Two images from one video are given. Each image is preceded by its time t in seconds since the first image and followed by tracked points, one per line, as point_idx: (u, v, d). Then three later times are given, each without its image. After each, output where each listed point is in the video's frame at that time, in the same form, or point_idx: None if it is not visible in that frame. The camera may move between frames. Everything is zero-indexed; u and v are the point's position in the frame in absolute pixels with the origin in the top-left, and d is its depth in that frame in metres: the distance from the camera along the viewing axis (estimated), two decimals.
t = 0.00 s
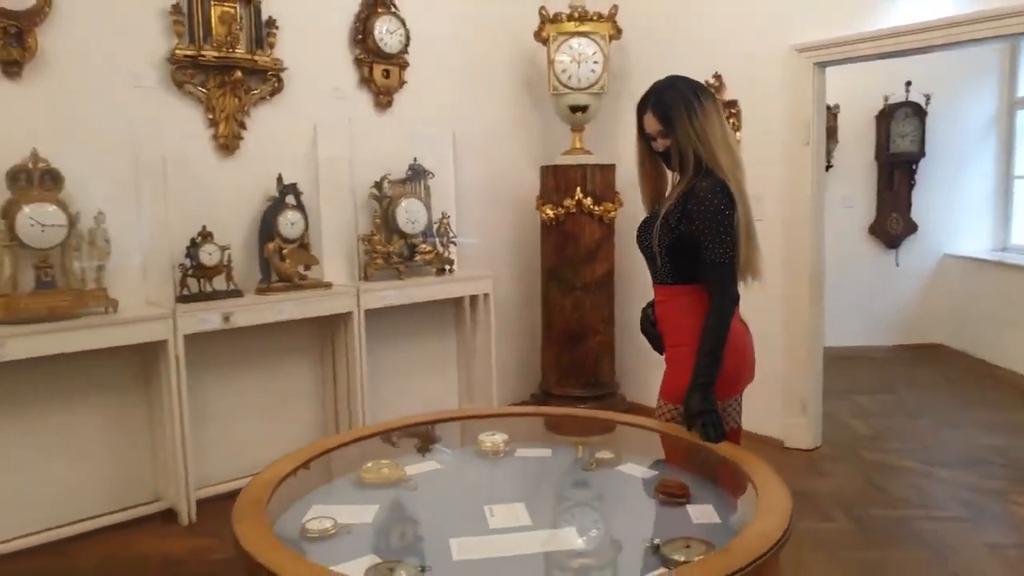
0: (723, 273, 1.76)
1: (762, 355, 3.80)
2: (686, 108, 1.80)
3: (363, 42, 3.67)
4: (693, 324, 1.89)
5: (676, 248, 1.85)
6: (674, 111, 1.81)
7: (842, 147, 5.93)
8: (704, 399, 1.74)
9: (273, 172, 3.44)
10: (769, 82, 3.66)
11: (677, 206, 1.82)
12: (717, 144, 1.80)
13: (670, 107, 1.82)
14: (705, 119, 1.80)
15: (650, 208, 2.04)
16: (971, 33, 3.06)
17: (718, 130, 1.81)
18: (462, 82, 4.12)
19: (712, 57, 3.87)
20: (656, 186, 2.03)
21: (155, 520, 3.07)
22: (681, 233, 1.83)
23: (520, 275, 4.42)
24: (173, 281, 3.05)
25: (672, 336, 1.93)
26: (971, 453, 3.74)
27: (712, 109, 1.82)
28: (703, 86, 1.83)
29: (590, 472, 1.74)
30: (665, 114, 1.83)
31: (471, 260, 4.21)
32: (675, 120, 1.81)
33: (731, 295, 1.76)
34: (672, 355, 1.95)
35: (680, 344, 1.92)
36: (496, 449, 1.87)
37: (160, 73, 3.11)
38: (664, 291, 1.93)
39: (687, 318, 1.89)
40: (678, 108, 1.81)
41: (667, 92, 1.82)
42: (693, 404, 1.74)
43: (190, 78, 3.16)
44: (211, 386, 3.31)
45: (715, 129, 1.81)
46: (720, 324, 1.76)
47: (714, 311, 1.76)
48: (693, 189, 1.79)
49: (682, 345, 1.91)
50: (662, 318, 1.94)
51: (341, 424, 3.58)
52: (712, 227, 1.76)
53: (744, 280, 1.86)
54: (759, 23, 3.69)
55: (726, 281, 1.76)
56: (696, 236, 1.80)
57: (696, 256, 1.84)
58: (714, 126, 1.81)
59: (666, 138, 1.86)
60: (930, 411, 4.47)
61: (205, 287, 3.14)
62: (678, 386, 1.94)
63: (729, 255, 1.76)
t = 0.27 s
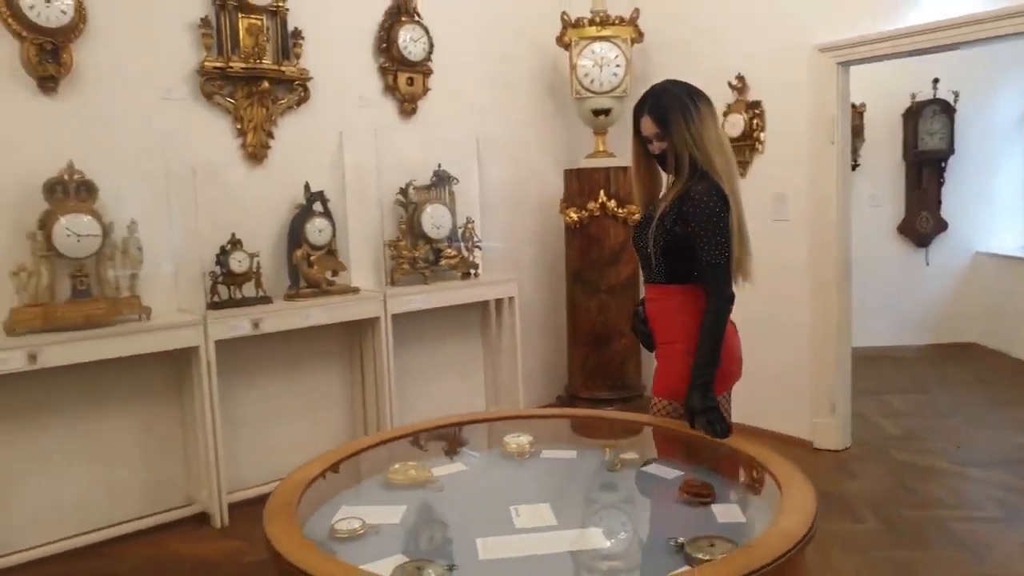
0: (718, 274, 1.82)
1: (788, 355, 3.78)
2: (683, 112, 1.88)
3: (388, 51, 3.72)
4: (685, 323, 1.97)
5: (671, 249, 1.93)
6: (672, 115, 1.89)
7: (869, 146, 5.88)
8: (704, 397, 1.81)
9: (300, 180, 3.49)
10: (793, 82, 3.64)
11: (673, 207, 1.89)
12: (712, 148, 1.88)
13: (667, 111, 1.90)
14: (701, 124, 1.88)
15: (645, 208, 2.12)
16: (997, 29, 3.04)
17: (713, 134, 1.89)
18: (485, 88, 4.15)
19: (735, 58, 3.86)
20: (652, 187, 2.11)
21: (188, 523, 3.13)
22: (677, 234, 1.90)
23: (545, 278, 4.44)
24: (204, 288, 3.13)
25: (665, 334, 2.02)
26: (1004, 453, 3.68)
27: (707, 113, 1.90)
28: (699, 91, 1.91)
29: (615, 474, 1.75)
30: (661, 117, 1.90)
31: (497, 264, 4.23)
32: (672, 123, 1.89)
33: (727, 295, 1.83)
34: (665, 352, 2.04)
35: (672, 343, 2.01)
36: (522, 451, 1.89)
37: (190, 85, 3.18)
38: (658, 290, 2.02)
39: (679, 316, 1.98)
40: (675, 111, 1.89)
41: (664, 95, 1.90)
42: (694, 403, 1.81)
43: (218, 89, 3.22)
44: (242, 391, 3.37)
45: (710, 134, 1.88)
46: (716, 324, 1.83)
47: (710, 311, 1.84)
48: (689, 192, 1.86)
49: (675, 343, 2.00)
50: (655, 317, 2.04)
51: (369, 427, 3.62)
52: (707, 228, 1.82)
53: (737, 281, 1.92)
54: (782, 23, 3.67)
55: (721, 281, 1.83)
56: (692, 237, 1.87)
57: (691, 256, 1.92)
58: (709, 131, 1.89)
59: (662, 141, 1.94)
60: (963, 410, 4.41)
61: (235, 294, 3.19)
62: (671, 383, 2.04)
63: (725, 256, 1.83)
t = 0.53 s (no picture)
0: (727, 284, 1.84)
1: (812, 367, 3.75)
2: (697, 120, 1.88)
3: (414, 57, 3.74)
4: (692, 331, 1.98)
5: (680, 257, 1.94)
6: (685, 123, 1.89)
7: (896, 157, 5.83)
8: (715, 407, 1.83)
9: (325, 185, 3.52)
10: (819, 92, 3.62)
11: (683, 216, 1.90)
12: (724, 158, 1.88)
13: (682, 119, 1.89)
14: (714, 133, 1.88)
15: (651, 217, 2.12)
16: None
17: (724, 143, 1.89)
18: (510, 95, 4.16)
19: (762, 67, 3.84)
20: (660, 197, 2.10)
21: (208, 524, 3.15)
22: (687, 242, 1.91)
23: (567, 286, 4.44)
24: (229, 290, 3.17)
25: (671, 342, 2.03)
26: None
27: (720, 122, 1.90)
28: (714, 101, 1.91)
29: (634, 484, 1.74)
30: (675, 126, 1.90)
31: (519, 271, 4.24)
32: (686, 131, 1.89)
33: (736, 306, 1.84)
34: (670, 360, 2.05)
35: (678, 351, 2.03)
36: (541, 459, 1.88)
37: (218, 89, 3.21)
38: (664, 297, 2.02)
39: (685, 324, 1.99)
40: (690, 119, 1.88)
41: (679, 102, 1.90)
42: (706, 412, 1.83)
43: (245, 93, 3.25)
44: (265, 394, 3.39)
45: (723, 143, 1.89)
46: (726, 335, 1.85)
47: (720, 321, 1.85)
48: (699, 200, 1.87)
49: (681, 351, 2.01)
50: (661, 324, 2.04)
51: (389, 431, 3.63)
52: (717, 238, 1.83)
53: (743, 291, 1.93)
54: (808, 32, 3.65)
55: (730, 291, 1.84)
56: (701, 246, 1.87)
57: (700, 265, 1.93)
58: (721, 140, 1.89)
59: (674, 149, 1.94)
60: (990, 426, 4.34)
61: (259, 296, 3.21)
62: (676, 390, 2.05)
63: (733, 267, 1.84)
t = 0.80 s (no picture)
0: (736, 290, 1.81)
1: (829, 376, 3.71)
2: (708, 124, 1.88)
3: (429, 64, 3.75)
4: (702, 339, 1.94)
5: (688, 264, 1.91)
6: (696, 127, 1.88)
7: (914, 165, 5.78)
8: (721, 414, 1.80)
9: (341, 191, 3.53)
10: (837, 99, 3.60)
11: (692, 220, 1.87)
12: (732, 163, 1.88)
13: (692, 122, 1.89)
14: (724, 140, 1.88)
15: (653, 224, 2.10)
16: None
17: (732, 151, 1.89)
18: (526, 101, 4.16)
19: (779, 74, 3.82)
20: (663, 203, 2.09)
21: (223, 529, 3.16)
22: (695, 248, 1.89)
23: (582, 293, 4.43)
24: (244, 296, 3.14)
25: (680, 350, 1.98)
26: None
27: (729, 130, 1.90)
28: (723, 108, 1.91)
29: (649, 493, 1.72)
30: (687, 128, 1.90)
31: (534, 278, 4.23)
32: (696, 135, 1.89)
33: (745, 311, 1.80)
34: (679, 369, 2.00)
35: (687, 358, 1.97)
36: (556, 468, 1.88)
37: (235, 96, 3.23)
38: (672, 305, 1.98)
39: (694, 333, 1.94)
40: (700, 122, 1.88)
41: (691, 105, 1.89)
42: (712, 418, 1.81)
43: (262, 100, 3.27)
44: (279, 399, 3.40)
45: (730, 151, 1.89)
46: (733, 340, 1.81)
47: (728, 327, 1.81)
48: (708, 205, 1.85)
49: (691, 359, 1.95)
50: (670, 332, 1.99)
51: (403, 437, 3.64)
52: (727, 243, 1.81)
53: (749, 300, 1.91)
54: (827, 40, 3.62)
55: (739, 297, 1.81)
56: (710, 252, 1.84)
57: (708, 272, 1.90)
58: (729, 148, 1.89)
59: (683, 153, 1.93)
60: (1010, 438, 4.28)
61: (275, 302, 3.22)
62: (688, 400, 1.99)
63: (742, 273, 1.81)
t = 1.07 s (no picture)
0: (742, 287, 1.82)
1: (845, 374, 3.68)
2: (715, 120, 1.91)
3: (439, 66, 3.75)
4: (708, 336, 1.97)
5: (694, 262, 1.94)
6: (705, 123, 1.92)
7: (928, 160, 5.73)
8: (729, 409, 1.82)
9: (352, 194, 3.53)
10: (850, 94, 3.57)
11: (697, 217, 1.89)
12: (736, 162, 1.92)
13: (700, 118, 1.92)
14: (729, 139, 1.92)
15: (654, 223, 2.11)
16: None
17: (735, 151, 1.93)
18: (537, 102, 4.16)
19: (790, 70, 3.80)
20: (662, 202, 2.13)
21: (238, 534, 3.16)
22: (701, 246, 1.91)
23: (594, 293, 4.41)
24: (258, 300, 3.15)
25: (686, 349, 2.01)
26: None
27: (733, 131, 1.95)
28: (727, 109, 1.96)
29: (668, 496, 1.69)
30: (695, 124, 1.92)
31: (546, 279, 4.22)
32: (703, 132, 1.92)
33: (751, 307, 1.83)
34: (685, 368, 2.03)
35: (694, 356, 2.00)
36: (574, 470, 1.86)
37: (246, 100, 3.24)
38: (677, 304, 2.01)
39: (700, 330, 1.97)
40: (707, 118, 1.92)
41: (698, 101, 1.93)
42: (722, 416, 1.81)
43: (273, 104, 3.27)
44: (294, 404, 3.40)
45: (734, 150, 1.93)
46: (740, 336, 1.83)
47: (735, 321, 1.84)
48: (714, 202, 1.86)
49: (698, 357, 1.98)
50: (676, 331, 2.02)
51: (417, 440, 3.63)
52: (733, 239, 1.82)
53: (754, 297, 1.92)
54: (839, 34, 3.60)
55: (745, 293, 1.83)
56: (716, 249, 1.86)
57: (714, 270, 1.93)
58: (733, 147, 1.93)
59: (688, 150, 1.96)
60: None
61: (288, 307, 3.22)
62: (695, 398, 2.01)
63: (748, 270, 1.83)
